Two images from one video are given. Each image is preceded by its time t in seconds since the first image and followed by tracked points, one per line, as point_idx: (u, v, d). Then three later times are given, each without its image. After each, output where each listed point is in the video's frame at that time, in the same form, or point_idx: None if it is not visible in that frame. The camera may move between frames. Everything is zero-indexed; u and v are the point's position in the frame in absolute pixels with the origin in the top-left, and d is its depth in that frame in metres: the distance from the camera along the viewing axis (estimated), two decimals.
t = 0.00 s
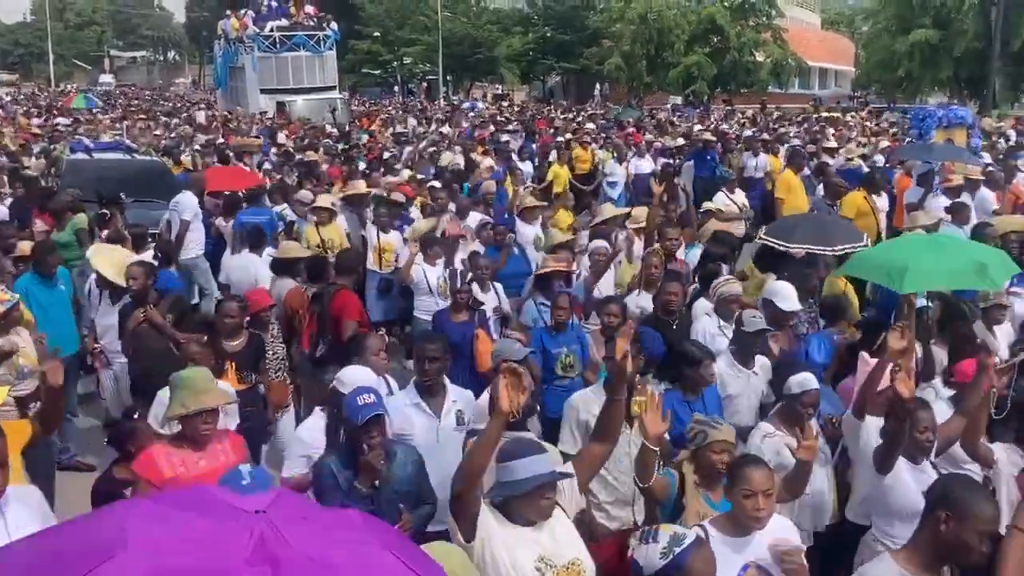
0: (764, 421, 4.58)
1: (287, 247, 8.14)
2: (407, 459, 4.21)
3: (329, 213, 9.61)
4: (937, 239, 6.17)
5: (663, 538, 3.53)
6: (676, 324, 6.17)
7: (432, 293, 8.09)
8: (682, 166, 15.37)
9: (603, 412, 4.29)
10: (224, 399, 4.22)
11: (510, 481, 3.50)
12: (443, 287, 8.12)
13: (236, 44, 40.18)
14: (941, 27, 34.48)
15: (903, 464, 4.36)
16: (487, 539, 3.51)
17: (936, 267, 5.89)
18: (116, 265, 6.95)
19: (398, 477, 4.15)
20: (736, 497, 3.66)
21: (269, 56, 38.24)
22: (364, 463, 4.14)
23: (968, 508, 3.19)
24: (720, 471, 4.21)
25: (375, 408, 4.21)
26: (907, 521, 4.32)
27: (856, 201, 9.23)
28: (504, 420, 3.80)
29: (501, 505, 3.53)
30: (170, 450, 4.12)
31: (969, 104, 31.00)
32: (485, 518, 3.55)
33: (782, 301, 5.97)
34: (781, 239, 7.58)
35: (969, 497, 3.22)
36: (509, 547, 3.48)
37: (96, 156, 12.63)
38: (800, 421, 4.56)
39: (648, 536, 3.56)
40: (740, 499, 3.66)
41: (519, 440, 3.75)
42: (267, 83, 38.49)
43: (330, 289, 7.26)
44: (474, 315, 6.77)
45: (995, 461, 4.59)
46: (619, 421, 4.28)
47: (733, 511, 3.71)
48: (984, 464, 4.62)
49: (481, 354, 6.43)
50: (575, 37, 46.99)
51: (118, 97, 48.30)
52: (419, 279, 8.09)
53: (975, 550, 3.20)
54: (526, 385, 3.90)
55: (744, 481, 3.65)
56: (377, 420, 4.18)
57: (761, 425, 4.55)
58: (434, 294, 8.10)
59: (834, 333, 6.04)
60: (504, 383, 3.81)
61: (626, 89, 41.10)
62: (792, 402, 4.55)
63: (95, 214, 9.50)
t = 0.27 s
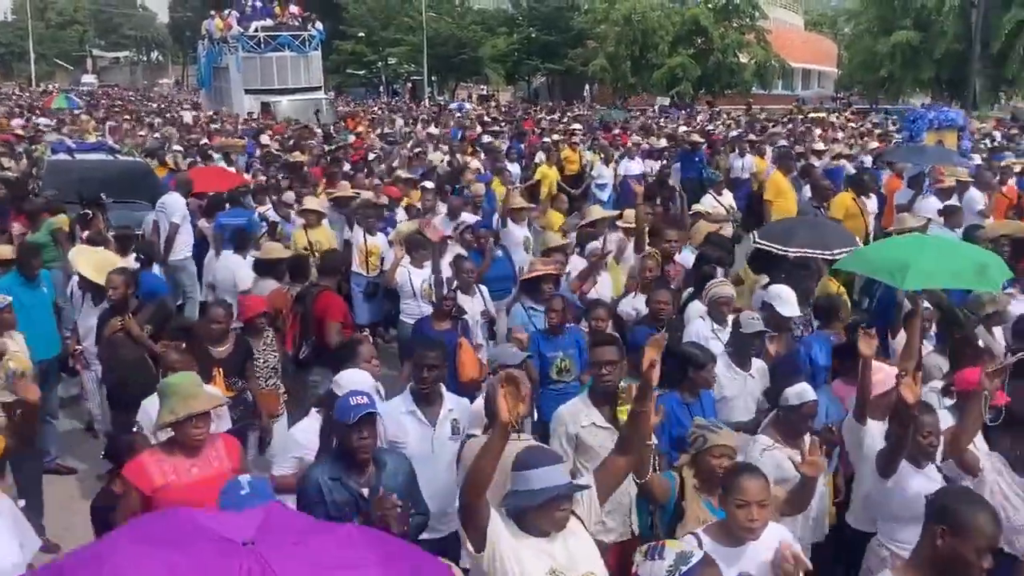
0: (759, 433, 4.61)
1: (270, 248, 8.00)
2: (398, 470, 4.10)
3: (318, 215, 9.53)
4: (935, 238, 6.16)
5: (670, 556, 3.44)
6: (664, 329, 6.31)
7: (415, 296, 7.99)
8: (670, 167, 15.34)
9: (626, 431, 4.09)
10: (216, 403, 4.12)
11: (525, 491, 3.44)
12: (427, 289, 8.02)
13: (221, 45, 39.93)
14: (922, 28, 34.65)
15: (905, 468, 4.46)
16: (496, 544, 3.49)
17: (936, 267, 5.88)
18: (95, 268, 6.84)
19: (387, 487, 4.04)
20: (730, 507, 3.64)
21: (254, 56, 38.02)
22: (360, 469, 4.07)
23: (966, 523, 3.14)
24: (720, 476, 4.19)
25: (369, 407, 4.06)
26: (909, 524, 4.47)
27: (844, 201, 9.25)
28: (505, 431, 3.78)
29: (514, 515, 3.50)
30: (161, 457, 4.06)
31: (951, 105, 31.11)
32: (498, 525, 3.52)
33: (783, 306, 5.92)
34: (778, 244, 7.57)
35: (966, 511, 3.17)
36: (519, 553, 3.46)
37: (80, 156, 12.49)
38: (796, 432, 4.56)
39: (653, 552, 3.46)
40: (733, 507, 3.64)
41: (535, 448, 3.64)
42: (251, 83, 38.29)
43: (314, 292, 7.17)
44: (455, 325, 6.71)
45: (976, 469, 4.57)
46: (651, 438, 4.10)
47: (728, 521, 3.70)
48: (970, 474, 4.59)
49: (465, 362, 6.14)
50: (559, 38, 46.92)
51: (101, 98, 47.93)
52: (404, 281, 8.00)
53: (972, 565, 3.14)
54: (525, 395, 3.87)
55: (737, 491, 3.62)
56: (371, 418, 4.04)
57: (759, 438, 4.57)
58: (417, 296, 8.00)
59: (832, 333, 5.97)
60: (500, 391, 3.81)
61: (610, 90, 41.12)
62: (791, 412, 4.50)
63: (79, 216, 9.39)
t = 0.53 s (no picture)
0: (752, 437, 4.58)
1: (249, 248, 8.07)
2: (398, 479, 3.98)
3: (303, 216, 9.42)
4: (928, 236, 6.11)
5: None
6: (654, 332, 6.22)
7: (399, 299, 7.86)
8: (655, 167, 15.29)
9: (632, 448, 4.02)
10: (195, 410, 3.99)
11: (527, 502, 3.38)
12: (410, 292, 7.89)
13: (202, 43, 39.61)
14: (902, 28, 34.75)
15: (898, 464, 4.40)
16: (493, 555, 3.42)
17: (930, 266, 5.83)
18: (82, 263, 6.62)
19: (386, 497, 3.93)
20: (701, 515, 3.56)
21: (235, 55, 37.78)
22: (358, 474, 3.98)
23: (976, 538, 3.18)
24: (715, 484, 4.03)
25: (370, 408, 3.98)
26: (908, 525, 4.37)
27: (830, 204, 9.25)
28: (499, 448, 3.69)
29: (513, 527, 3.44)
30: (142, 469, 3.92)
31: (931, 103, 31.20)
32: (496, 537, 3.45)
33: (788, 306, 6.03)
34: (769, 241, 7.55)
35: (976, 525, 3.21)
36: (515, 566, 3.39)
37: (59, 156, 12.31)
38: (790, 439, 4.52)
39: None
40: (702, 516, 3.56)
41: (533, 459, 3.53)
42: (233, 82, 38.05)
43: (295, 292, 6.99)
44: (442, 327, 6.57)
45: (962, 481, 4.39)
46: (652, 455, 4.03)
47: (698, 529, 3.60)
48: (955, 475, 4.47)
49: (453, 365, 6.09)
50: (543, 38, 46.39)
51: (80, 96, 47.47)
52: (387, 282, 7.87)
53: None
54: (520, 409, 3.73)
55: (711, 501, 3.55)
56: (372, 419, 3.96)
57: (751, 444, 4.54)
58: (401, 299, 7.87)
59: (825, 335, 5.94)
60: (494, 407, 3.70)
61: (593, 89, 41.12)
62: (786, 420, 4.50)
63: (58, 216, 9.23)
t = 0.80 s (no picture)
0: (743, 440, 4.54)
1: (229, 247, 8.00)
2: (402, 484, 3.88)
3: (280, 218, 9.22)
4: (916, 235, 6.10)
5: None
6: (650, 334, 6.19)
7: (386, 301, 7.75)
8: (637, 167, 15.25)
9: (620, 457, 3.91)
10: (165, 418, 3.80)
11: (516, 521, 3.31)
12: (399, 294, 7.77)
13: (181, 41, 39.26)
14: (880, 28, 34.83)
15: (889, 466, 4.35)
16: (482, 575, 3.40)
17: (919, 267, 5.82)
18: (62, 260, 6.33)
19: (390, 503, 3.83)
20: (675, 524, 3.49)
21: (215, 54, 37.51)
22: (360, 478, 3.91)
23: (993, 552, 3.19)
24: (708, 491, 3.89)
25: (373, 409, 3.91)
26: (899, 529, 4.34)
27: (817, 204, 9.26)
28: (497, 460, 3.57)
29: (498, 547, 3.37)
30: (109, 484, 3.69)
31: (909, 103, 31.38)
32: (484, 557, 3.43)
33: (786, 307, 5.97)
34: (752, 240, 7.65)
35: (996, 538, 3.23)
36: None
37: (33, 155, 12.09)
38: (783, 443, 4.46)
39: None
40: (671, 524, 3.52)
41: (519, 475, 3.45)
42: (212, 81, 37.72)
43: (274, 293, 6.86)
44: (435, 332, 6.44)
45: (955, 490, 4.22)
46: (641, 463, 3.91)
47: (671, 538, 3.53)
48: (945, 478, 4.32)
49: (446, 369, 6.13)
50: (521, 36, 46.43)
51: (58, 95, 46.99)
52: (374, 283, 7.78)
53: None
54: (517, 419, 3.62)
55: (684, 509, 3.48)
56: (376, 420, 3.89)
57: (741, 447, 4.49)
58: (388, 301, 7.76)
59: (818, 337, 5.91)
60: (491, 418, 3.55)
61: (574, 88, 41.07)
62: (781, 424, 4.43)
63: (34, 216, 9.05)
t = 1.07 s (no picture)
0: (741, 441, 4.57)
1: (206, 246, 8.07)
2: (396, 487, 3.89)
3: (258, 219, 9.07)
4: (909, 234, 6.09)
5: None
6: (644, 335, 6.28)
7: (375, 303, 7.69)
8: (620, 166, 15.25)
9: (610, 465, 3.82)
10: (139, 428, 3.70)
11: (511, 542, 3.24)
12: (388, 295, 7.70)
13: (159, 39, 38.88)
14: (858, 28, 34.92)
15: (886, 474, 4.34)
16: None
17: (912, 266, 5.81)
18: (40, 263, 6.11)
19: (385, 507, 3.84)
20: (661, 534, 3.44)
21: (193, 51, 37.22)
22: (354, 482, 3.83)
23: None
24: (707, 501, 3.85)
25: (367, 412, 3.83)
26: (894, 534, 4.35)
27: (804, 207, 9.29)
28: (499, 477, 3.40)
29: (488, 570, 3.27)
30: (77, 499, 3.54)
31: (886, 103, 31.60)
32: None
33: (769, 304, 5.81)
34: (746, 240, 7.71)
35: None
36: None
37: (7, 154, 11.87)
38: (783, 443, 4.51)
39: None
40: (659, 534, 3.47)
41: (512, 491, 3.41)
42: (191, 79, 37.44)
43: (252, 293, 6.75)
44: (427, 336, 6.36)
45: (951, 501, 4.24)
46: (628, 467, 3.83)
47: (657, 548, 3.48)
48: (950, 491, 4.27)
49: (434, 378, 6.11)
50: (503, 36, 45.86)
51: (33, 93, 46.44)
52: (363, 284, 7.68)
53: None
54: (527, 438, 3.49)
55: (670, 519, 3.43)
56: (371, 423, 3.81)
57: (740, 447, 4.52)
58: (377, 303, 7.70)
59: (805, 336, 5.90)
60: (495, 437, 3.44)
61: (554, 87, 40.99)
62: (781, 423, 4.48)
63: (11, 215, 8.90)
